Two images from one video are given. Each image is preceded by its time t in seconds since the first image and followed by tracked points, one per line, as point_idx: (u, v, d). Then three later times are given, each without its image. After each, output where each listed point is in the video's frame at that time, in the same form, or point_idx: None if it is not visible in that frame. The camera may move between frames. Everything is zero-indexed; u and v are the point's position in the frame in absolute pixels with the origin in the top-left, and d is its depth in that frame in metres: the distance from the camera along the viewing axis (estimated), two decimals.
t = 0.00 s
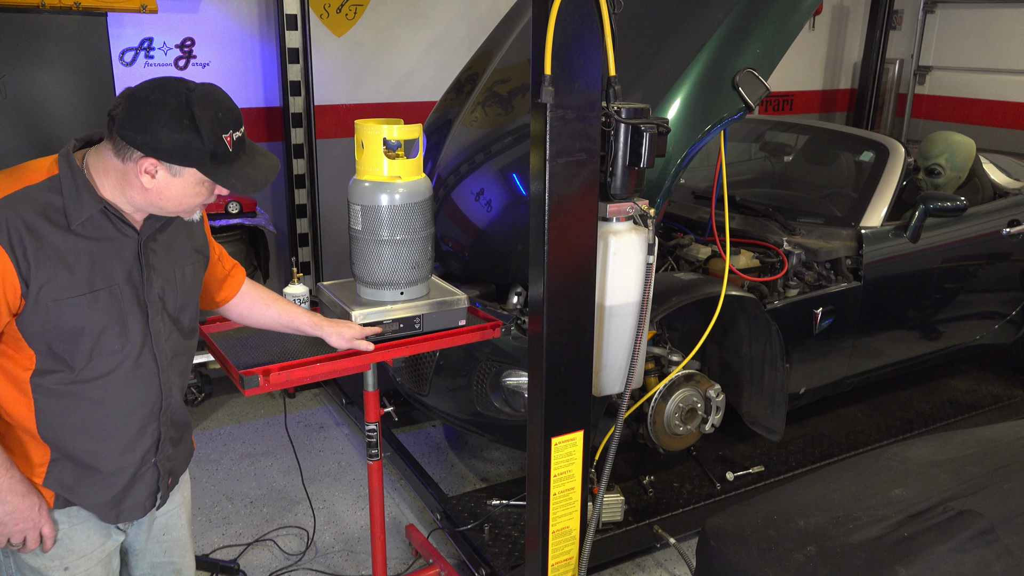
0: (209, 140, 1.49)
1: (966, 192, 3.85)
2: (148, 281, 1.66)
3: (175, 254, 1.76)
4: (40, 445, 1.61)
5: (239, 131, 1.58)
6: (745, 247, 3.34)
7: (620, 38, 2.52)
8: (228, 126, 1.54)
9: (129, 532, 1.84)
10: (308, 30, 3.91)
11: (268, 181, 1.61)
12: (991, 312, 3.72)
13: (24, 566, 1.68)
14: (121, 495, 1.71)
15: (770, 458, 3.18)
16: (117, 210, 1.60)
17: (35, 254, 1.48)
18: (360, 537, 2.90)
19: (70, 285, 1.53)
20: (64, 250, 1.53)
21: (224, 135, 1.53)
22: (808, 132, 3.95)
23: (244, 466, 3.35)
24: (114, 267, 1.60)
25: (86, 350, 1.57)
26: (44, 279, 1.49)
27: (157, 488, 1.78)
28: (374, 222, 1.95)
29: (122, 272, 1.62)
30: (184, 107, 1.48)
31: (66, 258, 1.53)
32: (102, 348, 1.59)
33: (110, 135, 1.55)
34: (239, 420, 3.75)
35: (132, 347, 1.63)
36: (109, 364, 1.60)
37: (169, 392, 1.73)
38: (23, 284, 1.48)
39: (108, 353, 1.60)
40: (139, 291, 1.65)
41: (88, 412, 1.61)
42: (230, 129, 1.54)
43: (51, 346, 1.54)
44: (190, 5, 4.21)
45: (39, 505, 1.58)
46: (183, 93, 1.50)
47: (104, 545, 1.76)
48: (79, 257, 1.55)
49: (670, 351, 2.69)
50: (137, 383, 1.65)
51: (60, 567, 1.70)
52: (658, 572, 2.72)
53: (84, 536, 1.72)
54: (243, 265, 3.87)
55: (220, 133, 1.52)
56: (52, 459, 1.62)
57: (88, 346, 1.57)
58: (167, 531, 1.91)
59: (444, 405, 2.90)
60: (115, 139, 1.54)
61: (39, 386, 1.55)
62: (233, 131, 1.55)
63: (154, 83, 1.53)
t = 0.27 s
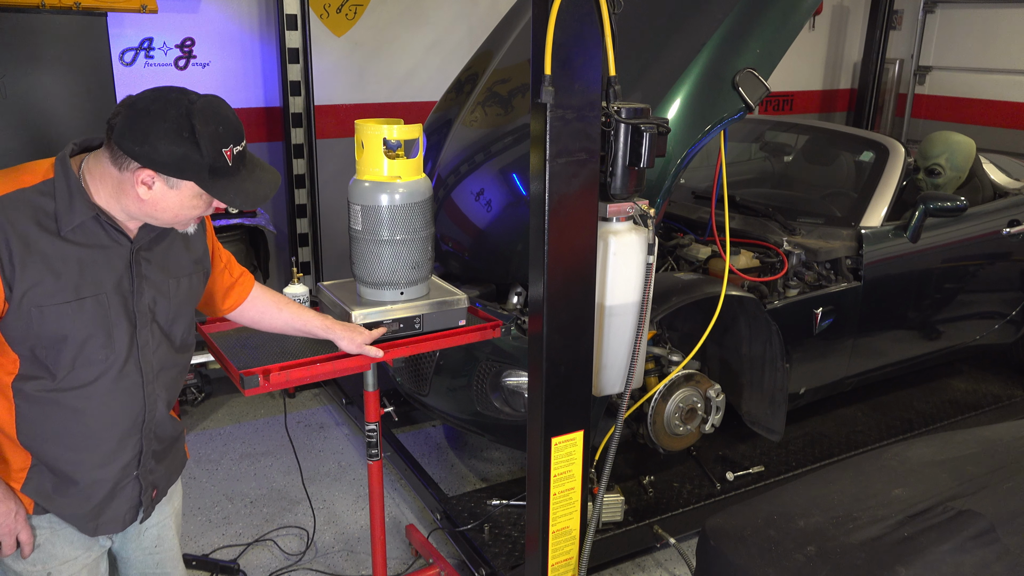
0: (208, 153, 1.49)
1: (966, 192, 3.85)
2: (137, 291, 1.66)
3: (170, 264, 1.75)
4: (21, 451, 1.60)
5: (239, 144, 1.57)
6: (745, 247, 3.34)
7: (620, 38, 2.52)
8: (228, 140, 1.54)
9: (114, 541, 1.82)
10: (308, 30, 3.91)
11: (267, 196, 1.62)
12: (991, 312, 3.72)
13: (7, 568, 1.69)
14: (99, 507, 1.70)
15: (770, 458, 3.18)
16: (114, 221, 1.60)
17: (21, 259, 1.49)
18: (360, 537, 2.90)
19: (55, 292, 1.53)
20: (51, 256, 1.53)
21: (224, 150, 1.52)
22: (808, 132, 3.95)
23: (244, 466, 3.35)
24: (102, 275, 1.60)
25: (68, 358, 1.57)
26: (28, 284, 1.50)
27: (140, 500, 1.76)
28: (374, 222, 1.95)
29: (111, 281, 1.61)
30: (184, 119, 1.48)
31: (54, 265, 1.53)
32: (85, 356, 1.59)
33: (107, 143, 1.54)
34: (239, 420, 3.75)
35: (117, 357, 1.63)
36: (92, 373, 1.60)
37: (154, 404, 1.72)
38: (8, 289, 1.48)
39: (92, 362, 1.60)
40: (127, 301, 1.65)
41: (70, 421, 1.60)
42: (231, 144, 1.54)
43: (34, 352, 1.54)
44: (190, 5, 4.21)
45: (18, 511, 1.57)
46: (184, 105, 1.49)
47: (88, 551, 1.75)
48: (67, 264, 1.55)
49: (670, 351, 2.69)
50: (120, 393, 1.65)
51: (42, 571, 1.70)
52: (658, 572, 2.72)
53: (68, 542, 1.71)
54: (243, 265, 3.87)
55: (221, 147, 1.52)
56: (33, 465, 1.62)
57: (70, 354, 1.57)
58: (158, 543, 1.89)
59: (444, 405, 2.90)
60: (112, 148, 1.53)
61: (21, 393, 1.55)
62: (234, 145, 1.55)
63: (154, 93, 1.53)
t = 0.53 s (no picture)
0: (202, 153, 1.49)
1: (966, 192, 3.85)
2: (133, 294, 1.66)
3: (166, 266, 1.75)
4: (15, 456, 1.60)
5: (235, 145, 1.57)
6: (745, 247, 3.34)
7: (620, 38, 2.52)
8: (224, 141, 1.53)
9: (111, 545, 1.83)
10: (307, 29, 3.91)
11: (262, 198, 1.62)
12: (991, 312, 3.72)
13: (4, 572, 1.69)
14: (96, 511, 1.70)
15: (770, 458, 3.18)
16: (109, 224, 1.61)
17: (16, 263, 1.49)
18: (360, 537, 2.90)
19: (50, 296, 1.53)
20: (47, 260, 1.53)
21: (219, 150, 1.52)
22: (808, 132, 3.95)
23: (244, 466, 3.35)
24: (99, 279, 1.60)
25: (63, 362, 1.57)
26: (23, 288, 1.50)
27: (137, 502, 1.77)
28: (374, 222, 1.95)
29: (107, 284, 1.61)
30: (179, 119, 1.48)
31: (50, 269, 1.53)
32: (81, 360, 1.59)
33: (102, 144, 1.54)
34: (240, 420, 3.75)
35: (113, 361, 1.62)
36: (88, 377, 1.60)
37: (151, 408, 1.72)
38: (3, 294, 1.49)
39: (87, 366, 1.60)
40: (123, 304, 1.65)
41: (65, 424, 1.60)
42: (227, 144, 1.54)
43: (29, 355, 1.54)
44: (190, 5, 4.21)
45: (14, 516, 1.57)
46: (179, 105, 1.50)
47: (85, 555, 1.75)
48: (63, 267, 1.55)
49: (670, 351, 2.69)
50: (116, 396, 1.64)
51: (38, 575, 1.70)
52: (658, 572, 2.72)
53: (64, 546, 1.71)
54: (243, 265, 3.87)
55: (216, 147, 1.51)
56: (28, 470, 1.62)
57: (66, 358, 1.57)
58: (155, 547, 1.89)
59: (444, 405, 2.90)
60: (107, 149, 1.53)
61: (16, 397, 1.55)
62: (230, 145, 1.54)
63: (149, 93, 1.53)
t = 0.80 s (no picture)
0: (208, 154, 1.49)
1: (966, 192, 3.85)
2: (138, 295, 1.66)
3: (168, 266, 1.75)
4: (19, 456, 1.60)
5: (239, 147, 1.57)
6: (745, 247, 3.34)
7: (620, 38, 2.52)
8: (229, 142, 1.54)
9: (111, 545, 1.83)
10: (308, 29, 3.91)
11: (267, 198, 1.62)
12: (991, 312, 3.72)
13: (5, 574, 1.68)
14: (102, 510, 1.70)
15: (770, 457, 3.18)
16: (112, 225, 1.60)
17: (21, 267, 1.49)
18: (360, 537, 2.90)
19: (56, 299, 1.53)
20: (52, 262, 1.53)
21: (223, 151, 1.53)
22: (808, 132, 3.95)
23: (244, 466, 3.35)
24: (104, 280, 1.60)
25: (70, 364, 1.57)
26: (29, 292, 1.50)
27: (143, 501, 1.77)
28: (374, 221, 1.95)
29: (112, 286, 1.61)
30: (185, 120, 1.49)
31: (55, 271, 1.53)
32: (87, 362, 1.59)
33: (104, 143, 1.54)
34: (240, 420, 3.76)
35: (118, 362, 1.63)
36: (93, 379, 1.60)
37: (156, 407, 1.72)
38: (9, 298, 1.48)
39: (93, 367, 1.60)
40: (128, 306, 1.65)
41: (69, 426, 1.60)
42: (231, 145, 1.54)
43: (34, 358, 1.54)
44: (189, 5, 4.21)
45: (19, 517, 1.56)
46: (185, 106, 1.50)
47: (86, 557, 1.75)
48: (68, 269, 1.55)
49: (670, 351, 2.69)
50: (121, 397, 1.65)
51: None
52: (658, 572, 2.72)
53: (66, 547, 1.71)
54: (243, 265, 3.88)
55: (220, 149, 1.52)
56: (32, 471, 1.62)
57: (72, 359, 1.57)
58: (156, 547, 1.89)
59: (444, 405, 2.90)
60: (110, 148, 1.52)
61: (20, 399, 1.55)
62: (234, 146, 1.55)
63: (154, 93, 1.53)
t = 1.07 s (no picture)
0: (216, 166, 1.49)
1: (965, 192, 3.85)
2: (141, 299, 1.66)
3: (169, 270, 1.76)
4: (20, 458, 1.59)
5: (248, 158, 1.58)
6: (745, 247, 3.34)
7: (619, 38, 2.52)
8: (238, 154, 1.54)
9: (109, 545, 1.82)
10: (308, 29, 3.91)
11: (268, 205, 1.62)
12: (991, 312, 3.72)
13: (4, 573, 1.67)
14: (102, 511, 1.70)
15: (770, 458, 3.18)
16: (117, 229, 1.61)
17: (28, 272, 1.48)
18: (360, 537, 2.90)
19: (62, 304, 1.52)
20: (57, 267, 1.53)
21: (232, 163, 1.53)
22: (808, 132, 3.95)
23: (245, 466, 3.35)
24: (108, 284, 1.60)
25: (74, 367, 1.57)
26: (36, 297, 1.49)
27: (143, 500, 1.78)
28: (374, 222, 1.95)
29: (115, 290, 1.61)
30: (195, 129, 1.49)
31: (61, 276, 1.53)
32: (92, 366, 1.59)
33: (113, 148, 1.54)
34: (240, 420, 3.76)
35: (122, 366, 1.63)
36: (96, 383, 1.60)
37: (157, 409, 1.73)
38: (15, 302, 1.47)
39: (97, 371, 1.60)
40: (131, 310, 1.65)
41: (72, 429, 1.61)
42: (240, 157, 1.54)
43: (39, 363, 1.53)
44: (190, 5, 4.21)
45: (21, 519, 1.55)
46: (195, 116, 1.50)
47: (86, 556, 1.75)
48: (73, 274, 1.54)
49: (670, 351, 2.69)
50: (124, 400, 1.65)
51: None
52: (659, 572, 2.72)
53: (66, 547, 1.70)
54: (243, 265, 3.88)
55: (229, 160, 1.52)
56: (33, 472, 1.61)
57: (77, 363, 1.57)
58: (154, 546, 1.89)
59: (444, 405, 2.90)
60: (118, 154, 1.53)
61: (24, 402, 1.54)
62: (242, 158, 1.55)
63: (164, 101, 1.53)
